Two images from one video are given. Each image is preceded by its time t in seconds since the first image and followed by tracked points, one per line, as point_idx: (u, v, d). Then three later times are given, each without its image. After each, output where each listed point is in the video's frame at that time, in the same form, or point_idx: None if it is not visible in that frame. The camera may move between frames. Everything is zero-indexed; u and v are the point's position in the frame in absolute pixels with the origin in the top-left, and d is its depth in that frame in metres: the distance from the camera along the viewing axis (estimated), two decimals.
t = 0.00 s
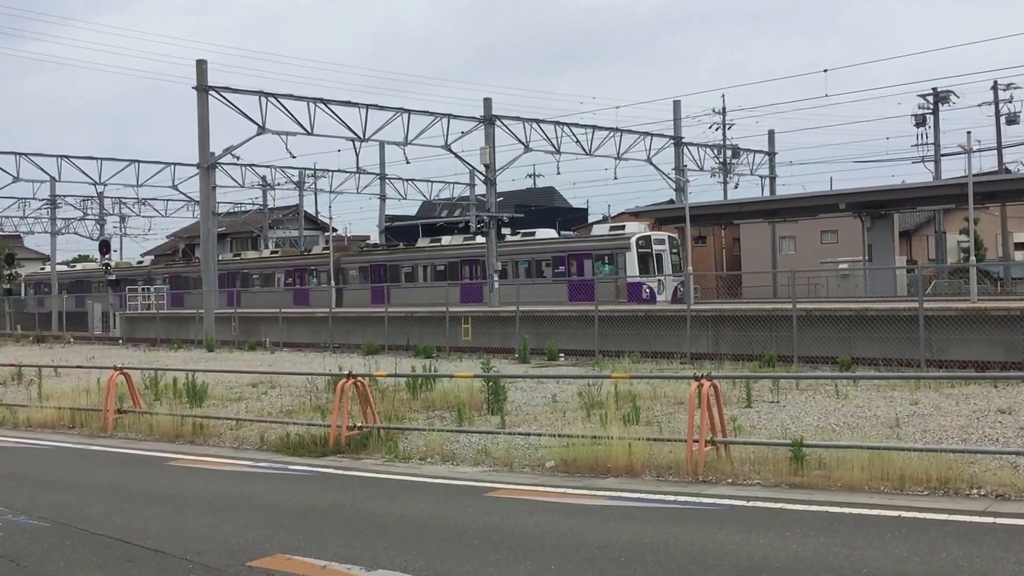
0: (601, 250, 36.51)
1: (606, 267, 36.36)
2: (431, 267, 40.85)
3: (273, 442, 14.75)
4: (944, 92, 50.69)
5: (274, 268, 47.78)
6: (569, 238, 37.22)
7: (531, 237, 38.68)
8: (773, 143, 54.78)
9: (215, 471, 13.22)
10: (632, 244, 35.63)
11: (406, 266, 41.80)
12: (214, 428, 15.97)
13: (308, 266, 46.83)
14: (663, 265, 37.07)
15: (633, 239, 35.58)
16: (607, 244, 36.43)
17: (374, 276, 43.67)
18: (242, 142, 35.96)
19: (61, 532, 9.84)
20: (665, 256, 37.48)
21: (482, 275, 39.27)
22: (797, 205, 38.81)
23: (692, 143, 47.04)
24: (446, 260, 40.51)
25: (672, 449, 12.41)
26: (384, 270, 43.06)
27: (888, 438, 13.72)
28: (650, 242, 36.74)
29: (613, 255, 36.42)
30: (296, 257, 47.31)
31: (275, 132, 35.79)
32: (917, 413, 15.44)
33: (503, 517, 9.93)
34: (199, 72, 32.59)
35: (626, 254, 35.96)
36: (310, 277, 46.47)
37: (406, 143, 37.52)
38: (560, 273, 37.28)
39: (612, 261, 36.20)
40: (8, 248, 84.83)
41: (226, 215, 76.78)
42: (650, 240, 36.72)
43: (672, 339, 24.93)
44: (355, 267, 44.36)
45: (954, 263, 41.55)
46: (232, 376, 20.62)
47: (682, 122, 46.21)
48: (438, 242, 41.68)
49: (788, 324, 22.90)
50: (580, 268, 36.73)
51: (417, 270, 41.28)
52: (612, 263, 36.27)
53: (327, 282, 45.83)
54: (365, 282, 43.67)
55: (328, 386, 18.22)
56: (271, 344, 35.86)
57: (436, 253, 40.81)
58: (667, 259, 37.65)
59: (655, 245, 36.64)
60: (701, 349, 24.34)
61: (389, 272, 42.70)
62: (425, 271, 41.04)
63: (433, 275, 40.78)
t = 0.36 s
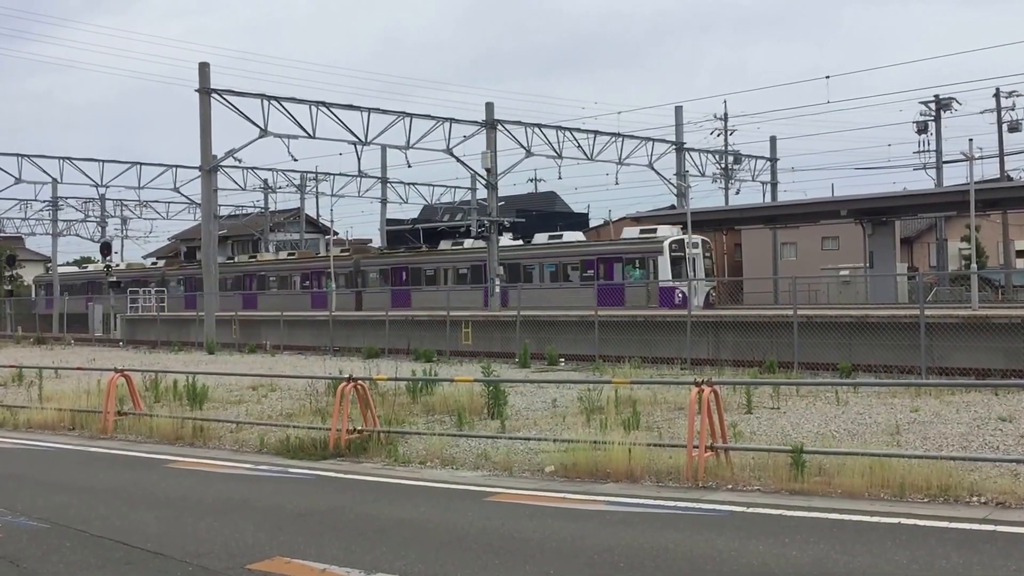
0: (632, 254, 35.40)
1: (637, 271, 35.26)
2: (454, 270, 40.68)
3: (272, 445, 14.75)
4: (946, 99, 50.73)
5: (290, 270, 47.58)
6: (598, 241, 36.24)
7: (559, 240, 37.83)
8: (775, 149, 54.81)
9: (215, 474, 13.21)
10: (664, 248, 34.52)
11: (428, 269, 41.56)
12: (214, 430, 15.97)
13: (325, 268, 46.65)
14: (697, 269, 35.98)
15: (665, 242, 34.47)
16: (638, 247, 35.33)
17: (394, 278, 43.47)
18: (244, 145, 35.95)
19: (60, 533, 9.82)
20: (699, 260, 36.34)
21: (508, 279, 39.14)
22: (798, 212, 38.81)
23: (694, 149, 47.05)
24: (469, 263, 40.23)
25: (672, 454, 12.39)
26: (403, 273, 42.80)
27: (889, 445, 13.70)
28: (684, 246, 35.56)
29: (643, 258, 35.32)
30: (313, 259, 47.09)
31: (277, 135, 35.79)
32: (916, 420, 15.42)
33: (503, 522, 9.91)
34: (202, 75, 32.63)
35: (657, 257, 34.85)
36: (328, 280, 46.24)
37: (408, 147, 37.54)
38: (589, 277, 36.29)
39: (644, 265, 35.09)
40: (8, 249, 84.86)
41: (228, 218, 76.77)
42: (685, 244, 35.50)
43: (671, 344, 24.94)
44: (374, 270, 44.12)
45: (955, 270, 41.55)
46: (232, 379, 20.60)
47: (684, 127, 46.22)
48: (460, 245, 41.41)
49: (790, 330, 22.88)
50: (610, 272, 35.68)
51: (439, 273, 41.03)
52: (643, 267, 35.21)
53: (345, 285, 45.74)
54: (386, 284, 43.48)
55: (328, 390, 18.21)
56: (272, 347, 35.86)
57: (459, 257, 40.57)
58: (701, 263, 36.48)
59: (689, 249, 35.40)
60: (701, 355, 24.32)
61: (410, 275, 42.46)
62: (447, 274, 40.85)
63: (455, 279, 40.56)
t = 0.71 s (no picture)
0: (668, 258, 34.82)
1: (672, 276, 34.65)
2: (479, 274, 40.43)
3: (275, 448, 14.75)
4: (951, 107, 50.72)
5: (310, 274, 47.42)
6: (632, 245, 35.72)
7: (590, 244, 37.16)
8: (779, 155, 54.76)
9: (218, 476, 13.21)
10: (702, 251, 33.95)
11: (453, 272, 41.37)
12: (217, 433, 15.98)
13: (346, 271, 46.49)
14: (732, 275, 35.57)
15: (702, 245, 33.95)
16: (674, 250, 34.74)
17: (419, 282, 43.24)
18: (248, 148, 35.98)
19: (62, 535, 9.82)
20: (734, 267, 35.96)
21: (535, 283, 38.65)
22: (802, 218, 38.77)
23: (699, 154, 46.99)
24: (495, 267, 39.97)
25: (674, 460, 12.37)
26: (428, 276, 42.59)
27: (892, 452, 13.67)
28: (720, 250, 35.17)
29: (679, 262, 34.78)
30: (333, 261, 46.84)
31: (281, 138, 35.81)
32: (920, 428, 15.37)
33: (506, 527, 9.89)
34: (207, 78, 32.65)
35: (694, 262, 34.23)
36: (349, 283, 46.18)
37: (412, 151, 37.55)
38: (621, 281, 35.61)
39: (680, 270, 34.46)
40: (12, 251, 84.80)
41: (232, 221, 76.83)
42: (721, 249, 35.34)
43: (674, 350, 24.93)
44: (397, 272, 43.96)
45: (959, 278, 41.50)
46: (235, 383, 20.59)
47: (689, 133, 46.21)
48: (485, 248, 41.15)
49: (794, 336, 22.85)
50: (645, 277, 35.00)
51: (464, 276, 40.81)
52: (679, 271, 34.64)
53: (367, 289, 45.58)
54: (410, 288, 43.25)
55: (331, 393, 18.20)
56: (275, 350, 35.89)
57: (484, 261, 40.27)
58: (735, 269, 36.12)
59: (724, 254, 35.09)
60: (704, 361, 24.29)
61: (435, 278, 42.32)
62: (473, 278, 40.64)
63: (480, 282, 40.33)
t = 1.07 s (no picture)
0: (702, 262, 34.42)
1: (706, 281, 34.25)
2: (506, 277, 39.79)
3: (278, 451, 14.76)
4: (957, 114, 50.67)
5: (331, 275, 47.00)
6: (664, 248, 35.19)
7: (621, 247, 36.35)
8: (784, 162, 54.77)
9: (220, 478, 13.22)
10: (737, 257, 33.43)
11: (479, 276, 40.87)
12: (221, 435, 15.99)
13: (367, 274, 46.18)
14: (769, 280, 34.77)
15: (737, 251, 33.46)
16: (708, 254, 34.23)
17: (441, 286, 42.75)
18: (254, 150, 36.02)
19: (65, 536, 9.83)
20: (772, 271, 35.06)
21: (563, 287, 37.84)
22: (807, 224, 38.76)
23: (704, 160, 47.01)
24: (522, 271, 39.46)
25: (678, 466, 12.36)
26: (452, 279, 42.12)
27: (895, 459, 13.67)
28: (757, 255, 34.45)
29: (714, 267, 34.23)
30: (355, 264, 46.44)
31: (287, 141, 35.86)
32: (924, 435, 15.36)
33: (511, 531, 9.87)
34: (214, 80, 32.73)
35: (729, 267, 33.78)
36: (370, 285, 45.92)
37: (417, 154, 37.59)
38: (653, 285, 35.23)
39: (714, 275, 34.05)
40: (16, 253, 84.93)
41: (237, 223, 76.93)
42: (756, 253, 34.41)
43: (678, 356, 24.92)
44: (419, 276, 43.52)
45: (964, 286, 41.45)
46: (240, 385, 20.61)
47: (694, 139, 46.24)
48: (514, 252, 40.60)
49: (797, 343, 22.85)
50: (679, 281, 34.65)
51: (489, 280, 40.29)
52: (713, 276, 34.12)
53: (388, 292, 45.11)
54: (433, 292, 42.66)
55: (335, 396, 18.23)
56: (279, 352, 35.92)
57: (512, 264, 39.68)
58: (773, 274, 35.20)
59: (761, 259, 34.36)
60: (707, 366, 24.28)
61: (460, 282, 41.82)
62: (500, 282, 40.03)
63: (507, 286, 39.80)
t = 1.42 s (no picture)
0: (738, 267, 33.09)
1: (741, 287, 32.93)
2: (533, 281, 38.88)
3: (281, 454, 14.76)
4: (962, 122, 50.62)
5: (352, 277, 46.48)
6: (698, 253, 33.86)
7: (650, 251, 35.02)
8: (789, 168, 54.76)
9: (223, 481, 13.22)
10: (774, 261, 32.02)
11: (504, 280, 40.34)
12: (224, 437, 15.99)
13: (388, 277, 45.73)
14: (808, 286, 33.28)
15: (775, 256, 32.07)
16: (744, 260, 32.94)
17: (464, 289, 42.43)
18: (259, 153, 36.03)
19: (68, 538, 9.83)
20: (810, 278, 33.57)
21: (591, 292, 36.60)
22: (812, 231, 38.74)
23: (709, 166, 47.02)
24: (548, 275, 38.35)
25: (681, 471, 12.34)
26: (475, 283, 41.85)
27: (898, 467, 13.65)
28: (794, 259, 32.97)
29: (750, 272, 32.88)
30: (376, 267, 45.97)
31: (292, 144, 35.86)
32: (927, 442, 15.33)
33: (514, 536, 9.87)
34: (220, 83, 32.79)
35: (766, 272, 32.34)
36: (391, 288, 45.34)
37: (422, 158, 37.61)
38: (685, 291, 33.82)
39: (751, 280, 32.65)
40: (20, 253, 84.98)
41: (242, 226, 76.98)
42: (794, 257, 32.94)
43: (681, 361, 24.91)
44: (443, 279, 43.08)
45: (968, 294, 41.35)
46: (243, 387, 20.61)
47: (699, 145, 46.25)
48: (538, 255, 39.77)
49: (801, 350, 22.82)
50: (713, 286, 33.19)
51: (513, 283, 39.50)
52: (749, 282, 32.76)
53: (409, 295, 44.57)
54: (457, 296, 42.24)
55: (338, 399, 18.23)
56: (282, 355, 35.94)
57: (539, 268, 38.66)
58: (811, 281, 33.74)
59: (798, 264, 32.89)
60: (711, 373, 24.25)
61: (484, 285, 41.47)
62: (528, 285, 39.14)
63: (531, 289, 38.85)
